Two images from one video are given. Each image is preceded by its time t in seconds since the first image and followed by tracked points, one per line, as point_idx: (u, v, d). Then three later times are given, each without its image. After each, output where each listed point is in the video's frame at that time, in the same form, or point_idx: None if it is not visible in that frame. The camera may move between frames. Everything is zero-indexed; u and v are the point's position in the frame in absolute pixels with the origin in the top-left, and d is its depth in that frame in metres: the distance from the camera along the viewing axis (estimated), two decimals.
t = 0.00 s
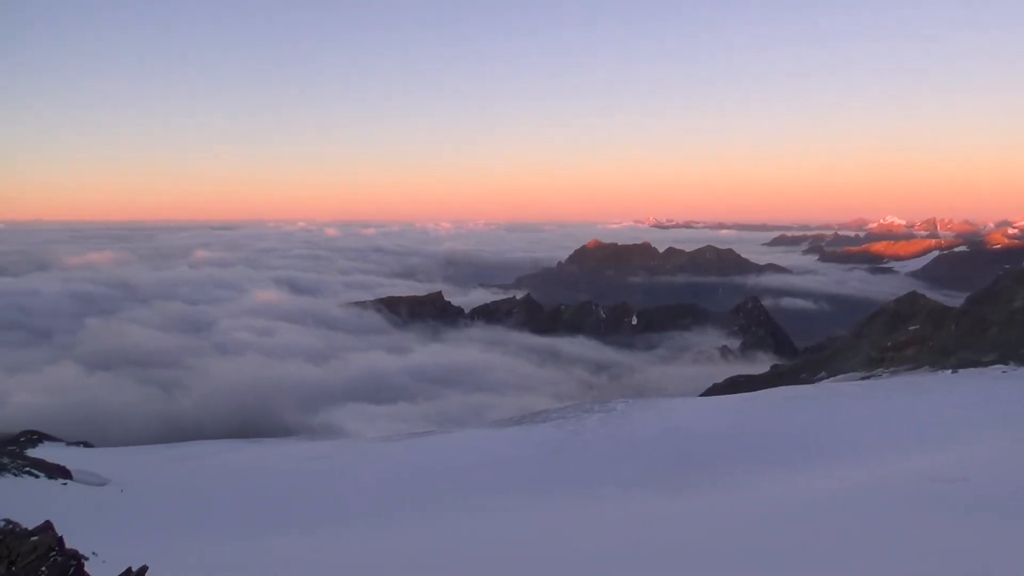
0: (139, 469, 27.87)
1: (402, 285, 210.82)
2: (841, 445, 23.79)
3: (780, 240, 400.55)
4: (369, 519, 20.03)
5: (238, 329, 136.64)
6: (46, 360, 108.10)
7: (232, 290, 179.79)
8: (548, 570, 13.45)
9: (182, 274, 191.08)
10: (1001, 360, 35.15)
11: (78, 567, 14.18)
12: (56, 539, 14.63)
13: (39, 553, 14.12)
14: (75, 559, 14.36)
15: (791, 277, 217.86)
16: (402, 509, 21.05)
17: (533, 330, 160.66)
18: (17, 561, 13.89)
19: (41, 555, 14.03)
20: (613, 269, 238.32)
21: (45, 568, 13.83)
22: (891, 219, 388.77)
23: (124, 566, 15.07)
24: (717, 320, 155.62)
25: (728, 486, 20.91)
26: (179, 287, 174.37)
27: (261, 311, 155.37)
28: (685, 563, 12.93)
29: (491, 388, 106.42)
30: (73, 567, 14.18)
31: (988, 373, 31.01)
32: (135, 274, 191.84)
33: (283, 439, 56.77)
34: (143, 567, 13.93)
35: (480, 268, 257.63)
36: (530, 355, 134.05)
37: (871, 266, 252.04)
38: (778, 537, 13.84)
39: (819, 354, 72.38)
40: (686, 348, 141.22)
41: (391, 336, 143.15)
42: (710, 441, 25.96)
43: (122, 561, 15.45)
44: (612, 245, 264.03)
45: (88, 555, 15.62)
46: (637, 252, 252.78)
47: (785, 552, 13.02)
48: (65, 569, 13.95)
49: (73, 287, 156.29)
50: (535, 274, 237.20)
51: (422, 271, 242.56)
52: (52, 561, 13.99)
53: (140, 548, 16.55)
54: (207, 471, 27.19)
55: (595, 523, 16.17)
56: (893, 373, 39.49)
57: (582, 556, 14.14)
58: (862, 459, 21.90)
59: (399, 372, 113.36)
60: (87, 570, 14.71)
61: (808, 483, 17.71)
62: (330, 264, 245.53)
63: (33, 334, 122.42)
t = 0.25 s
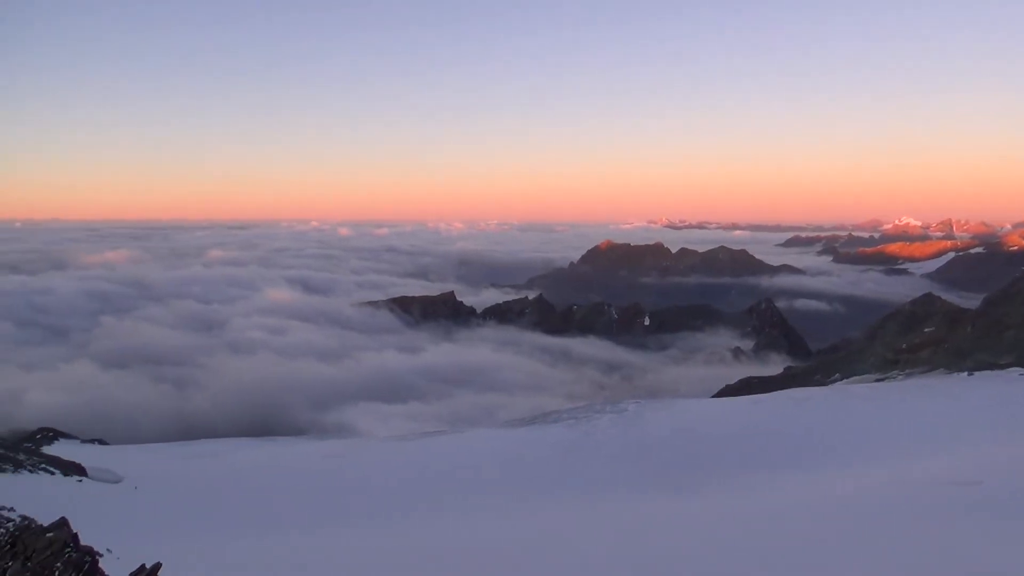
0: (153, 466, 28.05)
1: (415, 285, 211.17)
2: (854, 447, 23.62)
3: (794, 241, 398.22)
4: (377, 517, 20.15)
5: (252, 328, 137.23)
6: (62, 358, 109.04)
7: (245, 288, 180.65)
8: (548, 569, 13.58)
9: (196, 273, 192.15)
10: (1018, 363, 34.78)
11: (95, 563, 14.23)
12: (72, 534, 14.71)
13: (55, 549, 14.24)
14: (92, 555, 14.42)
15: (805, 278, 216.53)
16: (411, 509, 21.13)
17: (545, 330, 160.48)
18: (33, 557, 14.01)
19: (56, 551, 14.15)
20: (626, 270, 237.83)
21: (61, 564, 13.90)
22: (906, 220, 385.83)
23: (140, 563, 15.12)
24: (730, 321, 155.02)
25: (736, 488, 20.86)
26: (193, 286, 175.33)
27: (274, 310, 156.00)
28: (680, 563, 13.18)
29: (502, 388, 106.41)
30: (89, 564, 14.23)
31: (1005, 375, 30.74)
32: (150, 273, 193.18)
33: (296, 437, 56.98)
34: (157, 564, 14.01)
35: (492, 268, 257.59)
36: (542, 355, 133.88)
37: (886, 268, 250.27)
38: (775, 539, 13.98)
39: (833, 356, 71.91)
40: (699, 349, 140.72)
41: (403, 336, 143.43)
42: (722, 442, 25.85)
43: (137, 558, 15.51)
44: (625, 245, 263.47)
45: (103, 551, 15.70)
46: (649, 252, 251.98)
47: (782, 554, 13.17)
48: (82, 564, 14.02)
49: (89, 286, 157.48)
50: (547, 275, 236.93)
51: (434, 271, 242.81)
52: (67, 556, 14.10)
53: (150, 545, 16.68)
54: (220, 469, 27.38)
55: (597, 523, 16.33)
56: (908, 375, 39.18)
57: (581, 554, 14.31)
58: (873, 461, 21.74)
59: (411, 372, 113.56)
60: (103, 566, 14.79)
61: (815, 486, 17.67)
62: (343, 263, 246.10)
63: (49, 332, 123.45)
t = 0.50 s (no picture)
0: (173, 465, 28.29)
1: (432, 286, 211.70)
2: (872, 452, 23.35)
3: (813, 243, 395.07)
4: (389, 517, 20.27)
5: (270, 328, 138.16)
6: (84, 356, 110.38)
7: (264, 289, 181.90)
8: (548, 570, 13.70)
9: (216, 274, 193.75)
10: None
11: (115, 560, 14.43)
12: (93, 532, 14.93)
13: (76, 545, 14.46)
14: (112, 552, 14.64)
15: (824, 281, 214.74)
16: (424, 509, 21.21)
17: (562, 332, 160.25)
18: (55, 553, 14.20)
19: (77, 548, 14.35)
20: (644, 271, 237.00)
21: (83, 560, 14.13)
22: (928, 223, 381.75)
23: (161, 560, 15.32)
24: (748, 323, 154.14)
25: (749, 492, 20.75)
26: (213, 286, 176.78)
27: (292, 310, 156.93)
28: (671, 563, 13.41)
29: (519, 389, 106.43)
30: (110, 560, 14.43)
31: None
32: (170, 272, 195.13)
33: (313, 437, 57.28)
34: (175, 561, 14.16)
35: (509, 269, 257.73)
36: (559, 357, 133.69)
37: (907, 270, 247.88)
38: (774, 542, 14.00)
39: (853, 359, 71.25)
40: (717, 351, 140.00)
41: (420, 337, 143.83)
42: (740, 445, 25.68)
43: (157, 555, 15.66)
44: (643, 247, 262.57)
45: (124, 548, 15.87)
46: (667, 254, 250.99)
47: (781, 555, 13.25)
48: (103, 561, 14.22)
49: (110, 285, 159.21)
50: (564, 276, 236.62)
51: (451, 272, 243.30)
52: (88, 553, 14.32)
53: (165, 542, 16.84)
54: (238, 467, 27.63)
55: (603, 524, 16.41)
56: (928, 379, 38.76)
57: (584, 555, 14.42)
58: (890, 466, 21.49)
59: (428, 372, 113.84)
60: (124, 562, 14.97)
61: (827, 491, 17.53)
62: (361, 264, 247.13)
63: (71, 331, 124.93)
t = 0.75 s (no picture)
0: (193, 465, 28.48)
1: (450, 288, 212.11)
2: (894, 457, 23.01)
3: (834, 246, 391.73)
4: (403, 518, 20.31)
5: (289, 329, 138.99)
6: (106, 357, 111.65)
7: (283, 290, 183.15)
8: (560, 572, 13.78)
9: (235, 275, 195.26)
10: None
11: (133, 559, 14.47)
12: (112, 530, 14.97)
13: (98, 543, 14.54)
14: (131, 551, 14.70)
15: (845, 283, 212.77)
16: (440, 510, 21.25)
17: (579, 334, 159.84)
18: (76, 552, 14.29)
19: (98, 546, 14.45)
20: (661, 274, 236.05)
21: (101, 559, 14.19)
22: (950, 225, 377.42)
23: (180, 561, 15.31)
24: (767, 326, 153.09)
25: (765, 496, 20.56)
26: (232, 288, 178.18)
27: (311, 312, 157.81)
28: (676, 565, 13.51)
29: (536, 391, 106.34)
30: (129, 559, 14.49)
31: None
32: (191, 274, 197.00)
33: (330, 437, 57.53)
34: (195, 561, 14.22)
35: (527, 271, 257.58)
36: (576, 359, 133.37)
37: (929, 273, 245.06)
38: (785, 546, 13.91)
39: (874, 362, 70.52)
40: (736, 354, 139.15)
41: (438, 338, 144.23)
42: (758, 449, 25.43)
43: (176, 554, 15.73)
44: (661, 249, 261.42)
45: (144, 547, 15.96)
46: (686, 256, 249.80)
47: (786, 558, 13.26)
48: (121, 560, 14.27)
49: (132, 287, 160.93)
50: (582, 278, 236.15)
51: (469, 274, 243.68)
52: (110, 551, 14.43)
53: (179, 541, 16.86)
54: (257, 467, 27.81)
55: (615, 526, 16.41)
56: (951, 383, 38.21)
57: (597, 557, 14.43)
58: (911, 471, 21.16)
59: (445, 374, 114.03)
60: (143, 561, 15.02)
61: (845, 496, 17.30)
62: (379, 265, 248.17)
63: (94, 333, 126.45)
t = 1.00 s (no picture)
0: (214, 465, 28.65)
1: (468, 290, 212.39)
2: (918, 461, 22.65)
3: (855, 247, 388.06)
4: (420, 519, 20.32)
5: (308, 331, 139.67)
6: (128, 357, 112.81)
7: (302, 291, 184.26)
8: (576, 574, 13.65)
9: (255, 277, 196.81)
10: None
11: (154, 557, 14.48)
12: (134, 529, 14.94)
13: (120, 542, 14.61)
14: (152, 550, 14.69)
15: (867, 285, 210.62)
16: (457, 511, 21.22)
17: (597, 336, 159.30)
18: (99, 550, 14.36)
19: (121, 544, 14.51)
20: (681, 276, 234.93)
21: (123, 558, 14.20)
22: (975, 226, 372.51)
23: (201, 560, 15.31)
24: (788, 328, 151.87)
25: (784, 500, 20.33)
26: (252, 289, 179.53)
27: (329, 313, 158.53)
28: (684, 566, 13.53)
29: (555, 393, 106.17)
30: (150, 558, 14.49)
31: None
32: (211, 275, 198.62)
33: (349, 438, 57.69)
34: (216, 560, 14.24)
35: (545, 272, 257.31)
36: (595, 361, 132.90)
37: (953, 275, 241.93)
38: (806, 550, 13.70)
39: (897, 364, 69.67)
40: (755, 356, 138.21)
41: (456, 340, 144.44)
42: (778, 452, 25.16)
43: (197, 553, 15.76)
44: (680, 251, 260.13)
45: (166, 546, 15.99)
46: (704, 258, 248.36)
47: (798, 561, 13.17)
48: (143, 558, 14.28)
49: (153, 289, 162.61)
50: (600, 280, 235.47)
51: (487, 276, 243.90)
52: (132, 550, 14.50)
53: (198, 541, 16.89)
54: (276, 467, 27.92)
55: (630, 528, 16.33)
56: (976, 387, 37.65)
57: (614, 560, 14.27)
58: (933, 475, 20.82)
59: (463, 375, 114.13)
60: (164, 560, 15.01)
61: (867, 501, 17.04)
62: (397, 267, 248.84)
63: (116, 333, 127.90)
